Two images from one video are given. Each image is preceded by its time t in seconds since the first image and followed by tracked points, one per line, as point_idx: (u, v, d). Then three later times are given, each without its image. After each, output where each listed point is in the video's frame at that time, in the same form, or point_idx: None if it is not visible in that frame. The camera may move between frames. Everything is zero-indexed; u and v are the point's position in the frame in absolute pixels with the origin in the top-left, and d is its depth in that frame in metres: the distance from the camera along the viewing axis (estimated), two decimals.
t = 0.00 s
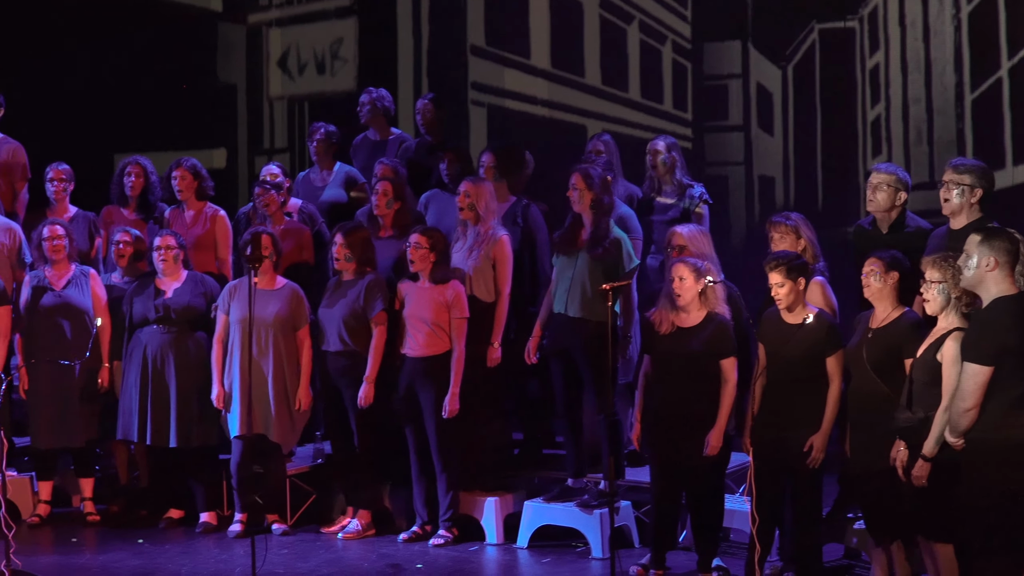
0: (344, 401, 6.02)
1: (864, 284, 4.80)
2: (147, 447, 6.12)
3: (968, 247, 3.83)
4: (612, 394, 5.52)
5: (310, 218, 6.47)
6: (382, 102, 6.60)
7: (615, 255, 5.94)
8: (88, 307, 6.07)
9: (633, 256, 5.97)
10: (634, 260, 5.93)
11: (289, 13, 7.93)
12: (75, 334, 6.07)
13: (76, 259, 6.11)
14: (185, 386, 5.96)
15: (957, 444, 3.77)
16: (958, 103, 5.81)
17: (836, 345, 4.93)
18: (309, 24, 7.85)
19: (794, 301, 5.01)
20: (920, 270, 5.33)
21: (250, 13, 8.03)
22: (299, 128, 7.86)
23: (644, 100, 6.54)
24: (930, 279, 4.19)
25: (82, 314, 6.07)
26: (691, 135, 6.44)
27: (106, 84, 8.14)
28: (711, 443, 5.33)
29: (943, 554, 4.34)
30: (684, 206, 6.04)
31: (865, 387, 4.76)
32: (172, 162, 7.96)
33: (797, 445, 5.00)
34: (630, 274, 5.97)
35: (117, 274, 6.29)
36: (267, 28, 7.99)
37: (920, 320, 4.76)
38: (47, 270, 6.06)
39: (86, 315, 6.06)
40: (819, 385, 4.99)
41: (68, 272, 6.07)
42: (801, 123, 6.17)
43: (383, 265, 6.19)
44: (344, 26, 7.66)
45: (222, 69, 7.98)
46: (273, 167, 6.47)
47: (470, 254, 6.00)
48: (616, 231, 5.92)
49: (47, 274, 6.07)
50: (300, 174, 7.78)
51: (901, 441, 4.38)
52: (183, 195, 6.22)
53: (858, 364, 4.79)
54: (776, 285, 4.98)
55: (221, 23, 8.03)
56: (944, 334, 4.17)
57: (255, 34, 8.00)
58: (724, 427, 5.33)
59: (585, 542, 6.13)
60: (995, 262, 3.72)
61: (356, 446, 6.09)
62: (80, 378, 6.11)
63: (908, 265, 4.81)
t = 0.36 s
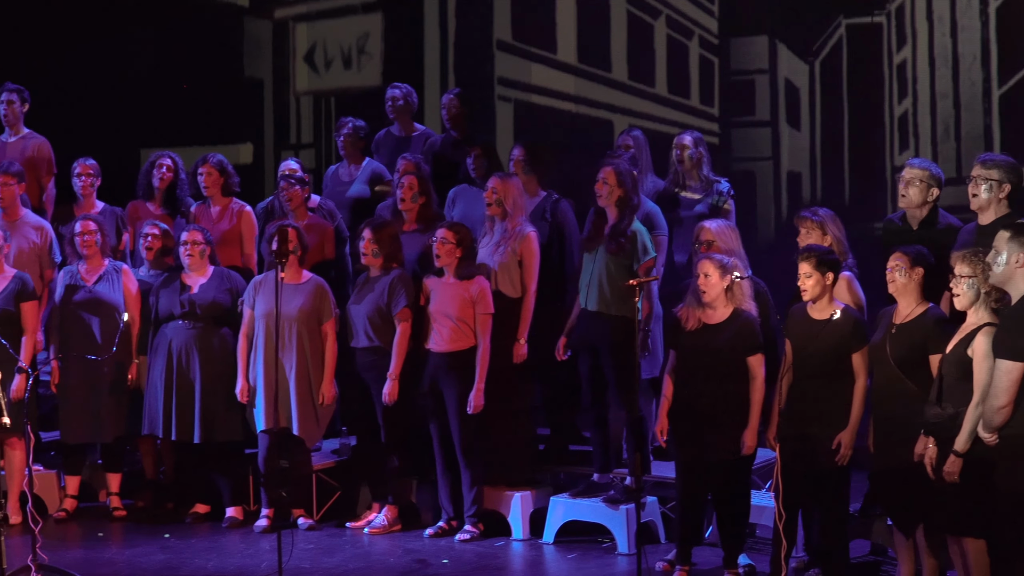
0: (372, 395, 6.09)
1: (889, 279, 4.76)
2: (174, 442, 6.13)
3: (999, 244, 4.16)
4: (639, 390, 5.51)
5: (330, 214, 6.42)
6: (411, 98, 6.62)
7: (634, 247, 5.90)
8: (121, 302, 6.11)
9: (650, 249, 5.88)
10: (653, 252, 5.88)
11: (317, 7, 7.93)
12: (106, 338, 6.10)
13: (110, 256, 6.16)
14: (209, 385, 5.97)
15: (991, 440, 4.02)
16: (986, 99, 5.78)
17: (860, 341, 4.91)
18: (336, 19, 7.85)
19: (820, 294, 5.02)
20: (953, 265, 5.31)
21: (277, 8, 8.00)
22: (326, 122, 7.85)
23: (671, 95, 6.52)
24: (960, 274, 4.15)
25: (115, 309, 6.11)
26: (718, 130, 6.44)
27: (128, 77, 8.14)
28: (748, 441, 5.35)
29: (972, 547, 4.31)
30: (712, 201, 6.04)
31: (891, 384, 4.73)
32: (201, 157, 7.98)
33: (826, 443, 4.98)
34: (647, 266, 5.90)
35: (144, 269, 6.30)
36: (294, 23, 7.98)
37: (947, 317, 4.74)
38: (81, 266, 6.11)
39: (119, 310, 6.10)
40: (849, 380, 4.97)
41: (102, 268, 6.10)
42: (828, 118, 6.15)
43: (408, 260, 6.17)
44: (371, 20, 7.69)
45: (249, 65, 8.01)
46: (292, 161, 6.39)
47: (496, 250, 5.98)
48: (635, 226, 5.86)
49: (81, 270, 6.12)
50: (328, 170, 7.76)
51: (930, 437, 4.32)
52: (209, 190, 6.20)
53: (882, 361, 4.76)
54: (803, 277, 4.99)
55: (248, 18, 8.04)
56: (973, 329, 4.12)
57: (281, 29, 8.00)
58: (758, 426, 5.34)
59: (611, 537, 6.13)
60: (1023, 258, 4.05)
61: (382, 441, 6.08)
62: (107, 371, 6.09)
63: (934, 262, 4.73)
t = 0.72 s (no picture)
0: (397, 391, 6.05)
1: (914, 276, 4.73)
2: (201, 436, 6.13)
3: None
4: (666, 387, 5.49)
5: (348, 212, 6.42)
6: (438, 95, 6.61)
7: (644, 239, 5.88)
8: (149, 298, 6.11)
9: (660, 241, 5.84)
10: (665, 245, 5.81)
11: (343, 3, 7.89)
12: (132, 338, 6.11)
13: (140, 252, 6.18)
14: (240, 376, 5.99)
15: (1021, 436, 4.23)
16: (1014, 96, 5.77)
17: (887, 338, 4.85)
18: (362, 15, 7.82)
19: (846, 291, 4.94)
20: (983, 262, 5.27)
21: (303, 4, 7.99)
22: (353, 119, 7.78)
23: (697, 91, 6.50)
24: (991, 270, 4.32)
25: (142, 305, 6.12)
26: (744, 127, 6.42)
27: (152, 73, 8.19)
28: (771, 438, 5.33)
29: (1000, 546, 4.41)
30: (736, 197, 6.04)
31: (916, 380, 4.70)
32: (228, 153, 7.97)
33: (853, 437, 4.93)
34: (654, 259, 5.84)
35: (169, 264, 6.30)
36: (320, 19, 7.94)
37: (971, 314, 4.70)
38: (111, 262, 6.12)
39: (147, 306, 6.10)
40: (876, 376, 4.92)
41: (132, 265, 6.12)
42: (854, 114, 6.14)
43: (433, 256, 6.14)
44: (397, 17, 7.66)
45: (276, 60, 7.96)
46: (310, 159, 6.41)
47: (522, 245, 6.01)
48: (651, 219, 5.83)
49: (111, 266, 6.13)
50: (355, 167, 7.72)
51: (959, 433, 4.37)
52: (235, 186, 6.20)
53: (907, 357, 4.75)
54: (831, 273, 4.91)
55: (274, 14, 8.02)
56: (1003, 326, 4.31)
57: (308, 25, 7.98)
58: (783, 421, 5.34)
59: (637, 533, 6.12)
60: None
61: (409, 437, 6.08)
62: (136, 365, 6.10)
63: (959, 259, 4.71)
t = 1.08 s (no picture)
0: (423, 388, 6.05)
1: (939, 274, 4.76)
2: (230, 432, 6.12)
3: None
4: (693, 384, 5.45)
5: (370, 208, 6.43)
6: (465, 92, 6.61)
7: (667, 235, 5.87)
8: (172, 294, 6.11)
9: (683, 237, 5.82)
10: (688, 249, 5.79)
11: None
12: (155, 332, 6.10)
13: (166, 249, 6.18)
14: (275, 369, 6.00)
15: None
16: None
17: (914, 335, 4.81)
18: (389, 12, 7.80)
19: (874, 287, 4.89)
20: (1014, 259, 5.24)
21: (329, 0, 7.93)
22: (379, 116, 7.79)
23: (724, 88, 6.48)
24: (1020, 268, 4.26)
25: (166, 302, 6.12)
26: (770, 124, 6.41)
27: (173, 67, 8.15)
28: (790, 432, 5.29)
29: None
30: (759, 193, 6.03)
31: (943, 379, 4.73)
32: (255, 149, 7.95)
33: (881, 436, 4.89)
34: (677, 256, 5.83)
35: (195, 261, 6.31)
36: (346, 15, 7.89)
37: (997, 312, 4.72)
38: (137, 258, 6.13)
39: (171, 302, 6.10)
40: (898, 375, 4.87)
41: (157, 260, 6.12)
42: (882, 110, 6.12)
43: (460, 252, 6.15)
44: (424, 14, 7.66)
45: (302, 59, 7.95)
46: (334, 155, 6.39)
47: (550, 242, 6.01)
48: (677, 215, 5.81)
49: (137, 262, 6.14)
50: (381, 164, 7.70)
51: (988, 430, 4.38)
52: (263, 182, 6.20)
53: (932, 355, 4.77)
54: (859, 268, 4.86)
55: (301, 12, 7.98)
56: None
57: (334, 22, 7.92)
58: (803, 418, 5.28)
59: (663, 530, 6.12)
60: None
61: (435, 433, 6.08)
62: (161, 362, 6.11)
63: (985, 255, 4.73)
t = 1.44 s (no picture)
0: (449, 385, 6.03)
1: (968, 274, 4.74)
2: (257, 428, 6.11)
3: None
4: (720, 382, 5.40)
5: (396, 202, 6.49)
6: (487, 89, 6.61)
7: (711, 239, 5.87)
8: (195, 292, 6.06)
9: (728, 241, 5.86)
10: (730, 244, 5.82)
11: None
12: (179, 324, 6.07)
13: (188, 246, 6.13)
14: (302, 369, 6.00)
15: None
16: None
17: (944, 334, 4.77)
18: (416, 10, 7.85)
19: (902, 285, 4.86)
20: None
21: None
22: (406, 112, 7.82)
23: (751, 85, 6.49)
24: None
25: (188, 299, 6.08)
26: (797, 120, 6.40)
27: (196, 64, 8.17)
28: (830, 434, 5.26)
29: None
30: (790, 191, 5.99)
31: (972, 376, 4.73)
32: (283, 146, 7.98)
33: (907, 433, 4.86)
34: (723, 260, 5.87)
35: (221, 256, 6.26)
36: (374, 13, 7.95)
37: None
38: (158, 254, 6.07)
39: (194, 300, 6.06)
40: (928, 374, 4.83)
41: (179, 257, 6.07)
42: (909, 106, 6.10)
43: (486, 250, 6.13)
44: (450, 11, 7.70)
45: (331, 54, 7.99)
46: (365, 153, 6.43)
47: (579, 240, 6.02)
48: (715, 218, 5.83)
49: (158, 258, 6.07)
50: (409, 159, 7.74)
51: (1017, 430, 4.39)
52: (291, 178, 6.19)
53: (960, 352, 4.77)
54: (887, 265, 4.83)
55: (329, 8, 8.01)
56: None
57: (362, 19, 7.97)
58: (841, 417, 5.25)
59: (690, 528, 6.11)
60: None
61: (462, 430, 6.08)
62: (186, 358, 6.07)
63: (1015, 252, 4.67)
